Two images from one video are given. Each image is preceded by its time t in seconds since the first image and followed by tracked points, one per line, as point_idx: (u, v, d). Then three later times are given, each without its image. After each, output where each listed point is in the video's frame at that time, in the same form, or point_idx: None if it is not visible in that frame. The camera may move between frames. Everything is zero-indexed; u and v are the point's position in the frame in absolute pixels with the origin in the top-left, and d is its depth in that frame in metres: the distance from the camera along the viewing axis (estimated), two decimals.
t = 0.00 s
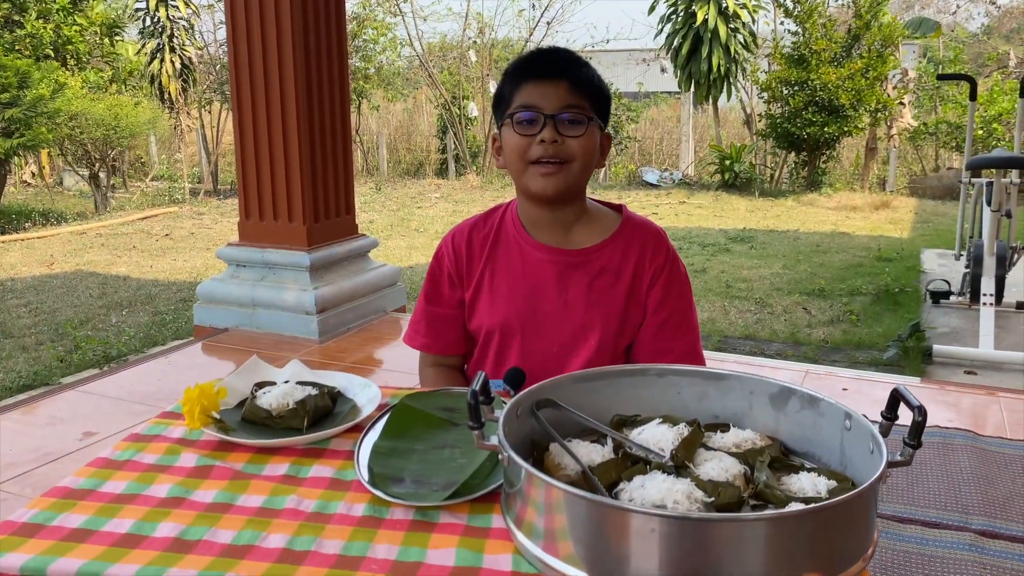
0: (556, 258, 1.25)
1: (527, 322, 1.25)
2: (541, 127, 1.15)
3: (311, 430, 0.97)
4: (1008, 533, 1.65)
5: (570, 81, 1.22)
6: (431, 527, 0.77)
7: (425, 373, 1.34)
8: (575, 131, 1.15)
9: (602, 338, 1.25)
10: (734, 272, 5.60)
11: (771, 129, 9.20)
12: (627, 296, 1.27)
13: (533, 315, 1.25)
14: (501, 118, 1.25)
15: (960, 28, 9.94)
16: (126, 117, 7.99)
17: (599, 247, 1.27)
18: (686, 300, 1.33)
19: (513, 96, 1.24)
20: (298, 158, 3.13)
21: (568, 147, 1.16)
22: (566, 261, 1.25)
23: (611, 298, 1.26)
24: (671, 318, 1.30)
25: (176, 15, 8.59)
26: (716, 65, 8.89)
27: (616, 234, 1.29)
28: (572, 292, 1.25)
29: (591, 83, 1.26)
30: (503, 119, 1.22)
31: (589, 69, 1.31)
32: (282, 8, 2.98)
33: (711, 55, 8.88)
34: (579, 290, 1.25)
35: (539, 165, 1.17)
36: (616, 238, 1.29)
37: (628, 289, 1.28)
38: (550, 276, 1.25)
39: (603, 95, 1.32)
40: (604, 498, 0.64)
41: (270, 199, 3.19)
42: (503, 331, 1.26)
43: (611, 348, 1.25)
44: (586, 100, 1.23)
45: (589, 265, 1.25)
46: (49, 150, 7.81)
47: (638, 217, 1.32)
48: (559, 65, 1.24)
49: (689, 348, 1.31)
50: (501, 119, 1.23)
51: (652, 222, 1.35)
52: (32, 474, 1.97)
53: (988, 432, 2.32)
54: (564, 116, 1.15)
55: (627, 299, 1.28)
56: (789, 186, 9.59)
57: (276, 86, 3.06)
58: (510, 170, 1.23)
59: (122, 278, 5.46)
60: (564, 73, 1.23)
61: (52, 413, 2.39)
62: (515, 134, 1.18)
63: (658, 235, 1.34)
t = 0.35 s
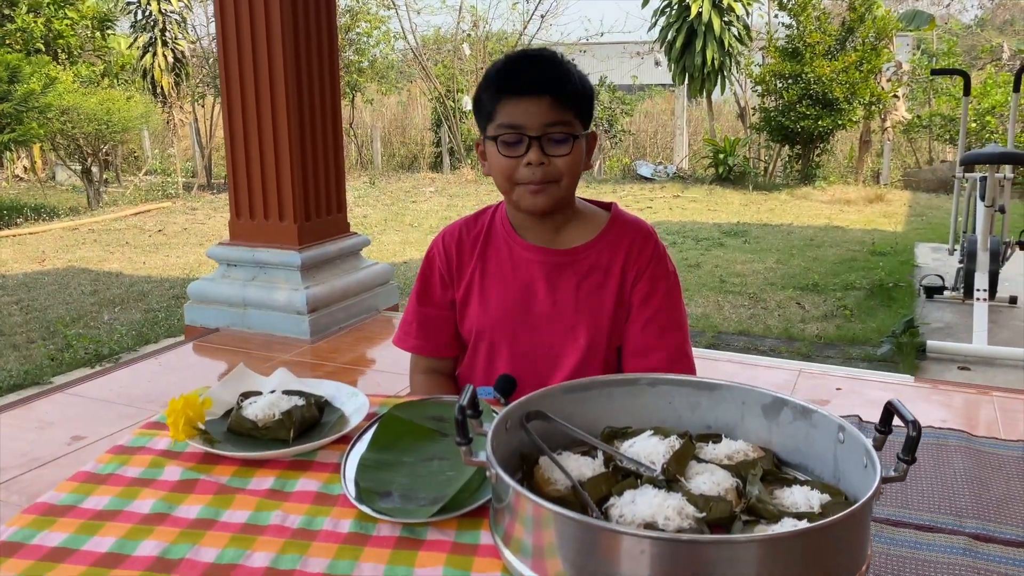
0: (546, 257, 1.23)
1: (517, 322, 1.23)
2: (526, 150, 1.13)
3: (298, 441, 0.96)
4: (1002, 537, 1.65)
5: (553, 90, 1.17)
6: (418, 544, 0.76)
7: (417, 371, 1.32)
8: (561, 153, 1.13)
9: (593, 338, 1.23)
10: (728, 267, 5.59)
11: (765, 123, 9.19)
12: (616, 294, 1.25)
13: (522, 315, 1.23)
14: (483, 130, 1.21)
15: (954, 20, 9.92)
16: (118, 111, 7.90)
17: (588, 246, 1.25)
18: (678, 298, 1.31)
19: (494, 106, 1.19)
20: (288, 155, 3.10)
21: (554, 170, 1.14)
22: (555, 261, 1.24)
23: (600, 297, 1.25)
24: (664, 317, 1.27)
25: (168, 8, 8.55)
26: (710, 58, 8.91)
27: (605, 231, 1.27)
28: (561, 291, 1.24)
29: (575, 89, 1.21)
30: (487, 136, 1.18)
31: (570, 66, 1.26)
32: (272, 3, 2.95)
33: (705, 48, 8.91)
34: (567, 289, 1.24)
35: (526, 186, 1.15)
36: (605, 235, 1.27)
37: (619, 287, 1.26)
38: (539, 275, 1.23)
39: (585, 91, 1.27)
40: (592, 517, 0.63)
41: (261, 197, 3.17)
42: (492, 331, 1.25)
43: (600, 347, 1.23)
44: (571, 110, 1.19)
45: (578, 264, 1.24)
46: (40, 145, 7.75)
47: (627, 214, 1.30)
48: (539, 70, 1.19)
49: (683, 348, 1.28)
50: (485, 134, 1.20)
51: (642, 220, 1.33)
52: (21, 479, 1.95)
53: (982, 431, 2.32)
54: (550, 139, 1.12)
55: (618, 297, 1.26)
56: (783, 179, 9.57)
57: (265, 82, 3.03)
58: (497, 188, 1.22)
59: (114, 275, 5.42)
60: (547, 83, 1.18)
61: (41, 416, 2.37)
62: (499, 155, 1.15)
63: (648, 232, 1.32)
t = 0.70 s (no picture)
0: (550, 263, 1.23)
1: (522, 327, 1.23)
2: (544, 168, 1.10)
3: (298, 446, 0.95)
4: (1001, 537, 1.66)
5: (571, 102, 1.11)
6: (419, 552, 0.76)
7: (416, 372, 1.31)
8: (579, 171, 1.10)
9: (597, 345, 1.23)
10: (726, 261, 5.59)
11: (764, 116, 9.17)
12: (621, 300, 1.24)
13: (526, 321, 1.23)
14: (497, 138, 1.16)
15: (953, 12, 9.88)
16: (113, 104, 7.86)
17: (593, 252, 1.24)
18: (682, 304, 1.30)
19: (507, 113, 1.14)
20: (285, 150, 3.09)
21: (571, 188, 1.11)
22: (560, 267, 1.23)
23: (604, 302, 1.24)
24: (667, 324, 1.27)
25: None
26: (708, 51, 8.88)
27: (610, 236, 1.26)
28: (565, 297, 1.24)
29: (593, 95, 1.16)
30: (503, 147, 1.14)
31: (581, 64, 1.20)
32: None
33: (703, 41, 8.89)
34: (572, 295, 1.23)
35: (541, 203, 1.13)
36: (611, 241, 1.26)
37: (624, 294, 1.25)
38: (544, 281, 1.23)
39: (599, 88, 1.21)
40: (594, 529, 0.63)
41: (258, 193, 3.16)
42: (494, 336, 1.25)
43: (604, 353, 1.23)
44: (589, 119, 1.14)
45: (583, 270, 1.24)
46: (35, 137, 7.70)
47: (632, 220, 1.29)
48: (555, 77, 1.13)
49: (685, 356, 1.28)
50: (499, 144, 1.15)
51: (647, 225, 1.32)
52: (19, 479, 1.95)
53: (980, 429, 2.33)
54: (568, 157, 1.09)
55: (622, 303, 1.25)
56: (781, 172, 9.55)
57: (262, 78, 3.02)
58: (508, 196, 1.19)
59: (111, 269, 5.40)
60: (567, 94, 1.11)
61: (39, 414, 2.36)
62: (515, 169, 1.12)
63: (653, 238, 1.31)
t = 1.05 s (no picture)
0: (572, 263, 1.23)
1: (538, 326, 1.25)
2: (572, 178, 1.09)
3: (308, 438, 0.97)
4: (999, 529, 1.68)
5: (605, 112, 1.10)
6: (429, 543, 0.77)
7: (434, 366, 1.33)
8: (608, 182, 1.09)
9: (610, 349, 1.24)
10: (728, 253, 5.59)
11: (766, 107, 9.15)
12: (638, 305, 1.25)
13: (541, 318, 1.25)
14: (529, 148, 1.16)
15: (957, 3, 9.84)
16: (115, 94, 7.86)
17: (616, 257, 1.24)
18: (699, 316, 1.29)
19: (540, 120, 1.13)
20: (290, 143, 3.09)
21: (599, 196, 1.10)
22: (580, 267, 1.23)
23: (621, 307, 1.24)
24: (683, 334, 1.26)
25: None
26: (710, 42, 8.87)
27: (634, 240, 1.25)
28: (584, 298, 1.24)
29: (628, 106, 1.14)
30: (532, 156, 1.13)
31: (618, 72, 1.19)
32: None
33: (706, 32, 8.87)
34: (590, 297, 1.24)
35: (569, 212, 1.13)
36: (634, 245, 1.25)
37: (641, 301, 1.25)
38: (565, 280, 1.24)
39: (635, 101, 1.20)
40: (601, 522, 0.64)
41: (262, 186, 3.17)
42: (511, 329, 1.26)
43: (617, 356, 1.24)
44: (623, 129, 1.12)
45: (603, 273, 1.24)
46: (37, 128, 7.69)
47: (658, 227, 1.28)
48: (589, 86, 1.12)
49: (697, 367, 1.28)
50: (530, 152, 1.15)
51: (672, 234, 1.31)
52: (28, 471, 1.97)
53: (980, 421, 2.34)
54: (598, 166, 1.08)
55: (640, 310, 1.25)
56: (783, 163, 9.53)
57: (267, 70, 3.02)
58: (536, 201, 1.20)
59: (114, 260, 5.41)
60: (601, 105, 1.10)
61: (46, 406, 2.39)
62: (544, 178, 1.12)
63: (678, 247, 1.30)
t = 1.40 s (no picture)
0: (606, 254, 1.28)
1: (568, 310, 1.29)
2: (633, 169, 1.10)
3: (319, 428, 0.99)
4: (999, 519, 1.70)
5: (681, 117, 1.10)
6: (440, 530, 0.80)
7: (483, 346, 1.17)
8: (665, 184, 1.11)
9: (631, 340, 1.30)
10: (731, 244, 5.60)
11: (770, 98, 9.11)
12: (661, 305, 1.30)
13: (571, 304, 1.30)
14: (596, 126, 1.15)
15: None
16: (120, 84, 7.88)
17: (647, 253, 1.29)
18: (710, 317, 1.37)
19: (616, 105, 1.12)
20: (296, 135, 3.11)
21: (650, 195, 1.12)
22: (613, 259, 1.28)
23: (646, 303, 1.30)
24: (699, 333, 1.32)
25: None
26: (715, 33, 8.84)
27: (664, 239, 1.30)
28: (612, 291, 1.29)
29: (699, 118, 1.16)
30: (600, 135, 1.13)
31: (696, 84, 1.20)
32: None
33: (710, 22, 8.84)
34: (618, 290, 1.29)
35: (618, 202, 1.14)
36: (663, 244, 1.30)
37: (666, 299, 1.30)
38: (598, 269, 1.29)
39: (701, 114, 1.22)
40: (608, 509, 0.66)
41: (269, 178, 3.18)
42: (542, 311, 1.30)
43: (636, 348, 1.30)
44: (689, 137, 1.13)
45: (633, 268, 1.29)
46: (41, 118, 7.70)
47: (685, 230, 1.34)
48: (674, 89, 1.12)
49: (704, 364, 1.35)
50: (596, 132, 1.14)
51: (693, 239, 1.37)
52: (41, 459, 2.00)
53: (981, 413, 2.36)
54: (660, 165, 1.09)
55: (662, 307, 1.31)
56: (787, 154, 9.50)
57: (273, 62, 3.03)
58: (585, 182, 1.20)
59: (119, 250, 5.43)
60: (679, 109, 1.11)
61: (56, 395, 2.41)
62: (607, 162, 1.12)
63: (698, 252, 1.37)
